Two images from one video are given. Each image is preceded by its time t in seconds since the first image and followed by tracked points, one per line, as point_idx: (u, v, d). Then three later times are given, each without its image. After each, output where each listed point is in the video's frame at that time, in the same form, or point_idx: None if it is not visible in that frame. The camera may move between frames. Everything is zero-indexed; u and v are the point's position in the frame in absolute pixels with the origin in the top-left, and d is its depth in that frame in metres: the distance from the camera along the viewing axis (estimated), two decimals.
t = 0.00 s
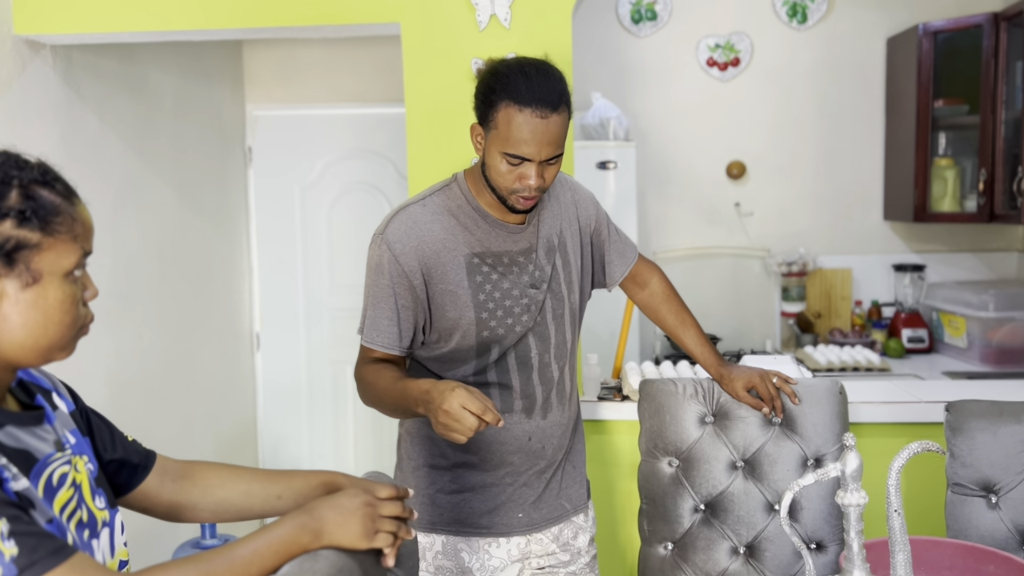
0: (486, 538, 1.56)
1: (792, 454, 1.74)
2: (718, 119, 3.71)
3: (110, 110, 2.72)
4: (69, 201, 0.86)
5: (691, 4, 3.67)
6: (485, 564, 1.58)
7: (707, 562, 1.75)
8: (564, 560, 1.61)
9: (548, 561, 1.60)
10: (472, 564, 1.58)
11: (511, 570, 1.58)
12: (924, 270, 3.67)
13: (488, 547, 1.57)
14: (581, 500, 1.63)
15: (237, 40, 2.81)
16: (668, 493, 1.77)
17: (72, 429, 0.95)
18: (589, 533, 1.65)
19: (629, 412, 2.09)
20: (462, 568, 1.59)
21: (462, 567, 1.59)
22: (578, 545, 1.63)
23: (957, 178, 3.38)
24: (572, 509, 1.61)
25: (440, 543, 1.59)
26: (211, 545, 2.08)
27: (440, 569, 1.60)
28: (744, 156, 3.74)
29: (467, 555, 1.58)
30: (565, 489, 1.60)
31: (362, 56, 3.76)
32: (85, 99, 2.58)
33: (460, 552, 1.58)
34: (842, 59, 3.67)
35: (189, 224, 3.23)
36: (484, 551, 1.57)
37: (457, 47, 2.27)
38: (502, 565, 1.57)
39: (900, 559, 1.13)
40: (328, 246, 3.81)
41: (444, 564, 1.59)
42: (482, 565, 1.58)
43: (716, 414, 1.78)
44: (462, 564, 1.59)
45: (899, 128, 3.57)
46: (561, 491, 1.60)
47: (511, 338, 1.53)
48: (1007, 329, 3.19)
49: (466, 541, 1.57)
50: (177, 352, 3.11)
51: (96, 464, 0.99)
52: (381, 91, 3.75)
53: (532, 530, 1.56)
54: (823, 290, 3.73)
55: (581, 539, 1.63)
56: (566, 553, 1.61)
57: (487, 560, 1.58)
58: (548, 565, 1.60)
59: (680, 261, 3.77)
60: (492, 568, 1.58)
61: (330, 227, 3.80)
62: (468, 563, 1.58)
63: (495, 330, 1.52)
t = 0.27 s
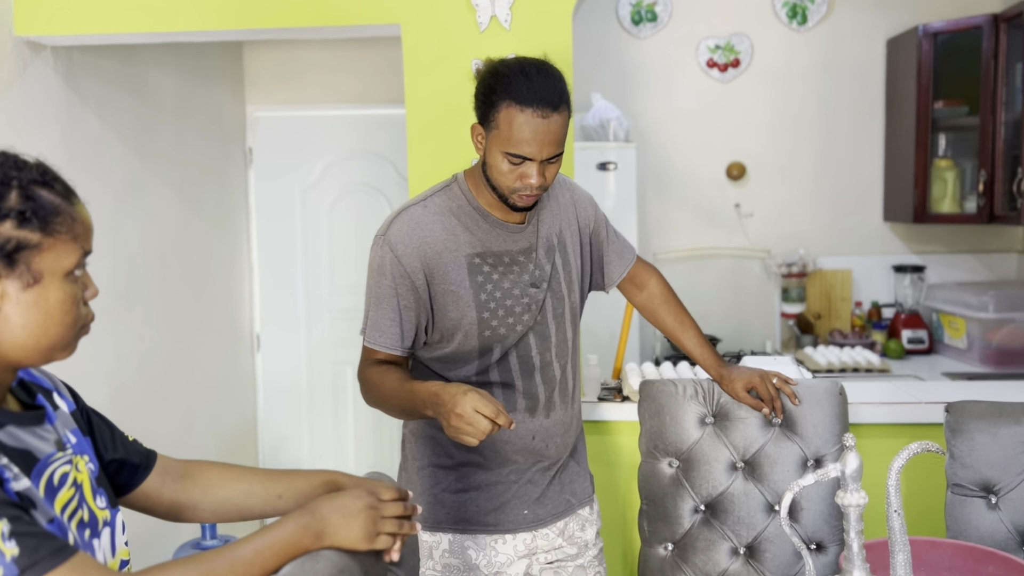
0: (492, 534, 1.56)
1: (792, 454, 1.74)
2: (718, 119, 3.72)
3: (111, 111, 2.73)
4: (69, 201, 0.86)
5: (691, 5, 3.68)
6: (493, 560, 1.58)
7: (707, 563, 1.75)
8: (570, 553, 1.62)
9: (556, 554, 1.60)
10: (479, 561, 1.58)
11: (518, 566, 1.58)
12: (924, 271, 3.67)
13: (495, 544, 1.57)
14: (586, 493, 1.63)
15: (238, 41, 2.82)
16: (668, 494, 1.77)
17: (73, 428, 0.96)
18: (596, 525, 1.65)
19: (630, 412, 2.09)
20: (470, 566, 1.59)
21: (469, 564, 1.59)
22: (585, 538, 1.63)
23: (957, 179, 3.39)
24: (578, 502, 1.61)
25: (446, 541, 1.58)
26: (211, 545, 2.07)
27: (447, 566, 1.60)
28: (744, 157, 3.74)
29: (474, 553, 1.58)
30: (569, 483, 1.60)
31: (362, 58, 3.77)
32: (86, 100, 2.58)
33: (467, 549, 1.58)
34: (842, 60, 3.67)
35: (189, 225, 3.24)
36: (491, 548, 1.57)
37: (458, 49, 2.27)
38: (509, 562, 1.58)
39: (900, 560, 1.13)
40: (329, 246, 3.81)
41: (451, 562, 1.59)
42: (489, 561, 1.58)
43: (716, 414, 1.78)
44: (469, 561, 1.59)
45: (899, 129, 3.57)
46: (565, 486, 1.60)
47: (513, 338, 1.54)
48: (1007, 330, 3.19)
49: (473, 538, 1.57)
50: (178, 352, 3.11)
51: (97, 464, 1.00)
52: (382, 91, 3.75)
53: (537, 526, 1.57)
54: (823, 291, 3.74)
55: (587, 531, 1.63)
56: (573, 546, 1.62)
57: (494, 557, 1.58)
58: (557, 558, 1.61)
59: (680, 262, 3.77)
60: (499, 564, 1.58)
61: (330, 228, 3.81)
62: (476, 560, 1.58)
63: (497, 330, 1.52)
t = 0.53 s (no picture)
0: (498, 534, 1.56)
1: (791, 456, 1.74)
2: (717, 121, 3.72)
3: (110, 112, 2.73)
4: (64, 202, 0.86)
5: (690, 7, 3.68)
6: (498, 560, 1.57)
7: (706, 564, 1.75)
8: (576, 557, 1.61)
9: (561, 558, 1.60)
10: (485, 560, 1.58)
11: (523, 567, 1.58)
12: (922, 272, 3.67)
13: (500, 543, 1.57)
14: (594, 496, 1.63)
15: (237, 42, 2.82)
16: (667, 496, 1.77)
17: (70, 428, 0.96)
18: (602, 530, 1.65)
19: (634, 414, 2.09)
20: (475, 565, 1.59)
21: (475, 563, 1.58)
22: (592, 542, 1.63)
23: (955, 181, 3.39)
24: (585, 506, 1.61)
25: (453, 540, 1.58)
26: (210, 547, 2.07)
27: (454, 565, 1.59)
28: (742, 158, 3.74)
29: (479, 551, 1.57)
30: (578, 485, 1.60)
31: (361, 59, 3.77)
32: (85, 102, 2.58)
33: (473, 547, 1.57)
34: (840, 62, 3.68)
35: (189, 226, 3.24)
36: (497, 547, 1.57)
37: (457, 50, 2.27)
38: (515, 561, 1.57)
39: (898, 561, 1.13)
40: (328, 248, 3.81)
41: (457, 560, 1.59)
42: (495, 561, 1.57)
43: (715, 416, 1.78)
44: (474, 560, 1.58)
45: (897, 131, 3.58)
46: (574, 487, 1.59)
47: (522, 335, 1.54)
48: (1006, 331, 3.18)
49: (479, 538, 1.57)
50: (177, 353, 3.11)
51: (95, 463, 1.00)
52: (380, 93, 3.74)
53: (543, 526, 1.56)
54: (822, 293, 3.75)
55: (593, 535, 1.63)
56: (578, 550, 1.62)
57: (499, 556, 1.57)
58: (561, 563, 1.60)
59: (679, 264, 3.78)
60: (505, 564, 1.57)
61: (329, 229, 3.81)
62: (481, 559, 1.58)
63: (505, 326, 1.52)
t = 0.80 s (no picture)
0: (516, 528, 1.56)
1: (788, 457, 1.74)
2: (715, 123, 3.73)
3: (108, 115, 2.73)
4: (58, 205, 0.86)
5: (688, 9, 3.68)
6: (515, 552, 1.57)
7: (704, 566, 1.75)
8: (587, 554, 1.62)
9: (574, 552, 1.60)
10: (502, 553, 1.57)
11: (539, 560, 1.58)
12: (919, 274, 3.68)
13: (518, 537, 1.56)
14: (609, 493, 1.63)
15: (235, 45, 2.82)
16: (664, 498, 1.77)
17: (65, 432, 0.95)
18: (613, 527, 1.66)
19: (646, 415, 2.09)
20: (494, 559, 1.58)
21: (493, 557, 1.58)
22: (603, 540, 1.64)
23: (953, 183, 3.40)
24: (601, 502, 1.61)
25: (471, 533, 1.58)
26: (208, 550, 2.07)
27: (471, 557, 1.59)
28: (740, 160, 3.75)
29: (497, 545, 1.57)
30: (595, 482, 1.61)
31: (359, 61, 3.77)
32: (83, 104, 2.58)
33: (491, 541, 1.57)
34: (838, 64, 3.68)
35: (187, 228, 3.24)
36: (514, 540, 1.56)
37: (455, 52, 2.28)
38: (531, 554, 1.57)
39: (896, 562, 1.13)
40: (326, 250, 3.82)
41: (474, 554, 1.58)
42: (512, 553, 1.57)
43: (712, 418, 1.78)
44: (492, 553, 1.58)
45: (894, 133, 3.58)
46: (591, 484, 1.60)
47: (542, 327, 1.53)
48: (1003, 333, 3.17)
49: (497, 533, 1.56)
50: (175, 355, 3.11)
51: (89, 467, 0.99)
52: (378, 95, 3.74)
53: (559, 521, 1.57)
54: (819, 295, 3.76)
55: (605, 533, 1.63)
56: (590, 548, 1.62)
57: (516, 549, 1.57)
58: (572, 558, 1.61)
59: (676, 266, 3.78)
60: (522, 557, 1.57)
61: (327, 231, 3.82)
62: (499, 552, 1.57)
63: (524, 317, 1.52)
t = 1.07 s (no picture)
0: (517, 524, 1.56)
1: (783, 460, 1.74)
2: (712, 126, 3.73)
3: (103, 118, 2.72)
4: (51, 210, 0.86)
5: (684, 12, 3.69)
6: (514, 548, 1.57)
7: (700, 569, 1.76)
8: (589, 555, 1.61)
9: (574, 551, 1.60)
10: (502, 548, 1.58)
11: (538, 555, 1.58)
12: (916, 277, 3.68)
13: (518, 533, 1.57)
14: (615, 497, 1.62)
15: (231, 47, 2.82)
16: (660, 501, 1.77)
17: (55, 437, 0.96)
18: (618, 531, 1.64)
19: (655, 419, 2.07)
20: (494, 553, 1.59)
21: (494, 552, 1.59)
22: (606, 542, 1.62)
23: (948, 186, 3.41)
24: (605, 505, 1.60)
25: (471, 527, 1.59)
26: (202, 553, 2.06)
27: (473, 552, 1.60)
28: (736, 163, 3.75)
29: (497, 540, 1.58)
30: (601, 484, 1.59)
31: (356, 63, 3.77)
32: (78, 107, 2.58)
33: (491, 535, 1.58)
34: (834, 67, 3.69)
35: (183, 231, 3.24)
36: (514, 536, 1.57)
37: (450, 55, 2.28)
38: (530, 550, 1.57)
39: (888, 566, 1.13)
40: (323, 252, 3.82)
41: (476, 548, 1.60)
42: (512, 549, 1.57)
43: (707, 421, 1.78)
44: (491, 548, 1.59)
45: (890, 136, 3.59)
46: (597, 486, 1.59)
47: (546, 324, 1.54)
48: (999, 336, 3.19)
49: (496, 527, 1.57)
50: (171, 358, 3.11)
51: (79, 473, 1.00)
52: (375, 97, 3.74)
53: (561, 520, 1.56)
54: (815, 298, 3.76)
55: (610, 535, 1.62)
56: (591, 548, 1.61)
57: (516, 545, 1.57)
58: (574, 556, 1.61)
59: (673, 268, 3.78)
60: (521, 552, 1.57)
61: (324, 233, 3.82)
62: (499, 547, 1.58)
63: (528, 313, 1.54)
